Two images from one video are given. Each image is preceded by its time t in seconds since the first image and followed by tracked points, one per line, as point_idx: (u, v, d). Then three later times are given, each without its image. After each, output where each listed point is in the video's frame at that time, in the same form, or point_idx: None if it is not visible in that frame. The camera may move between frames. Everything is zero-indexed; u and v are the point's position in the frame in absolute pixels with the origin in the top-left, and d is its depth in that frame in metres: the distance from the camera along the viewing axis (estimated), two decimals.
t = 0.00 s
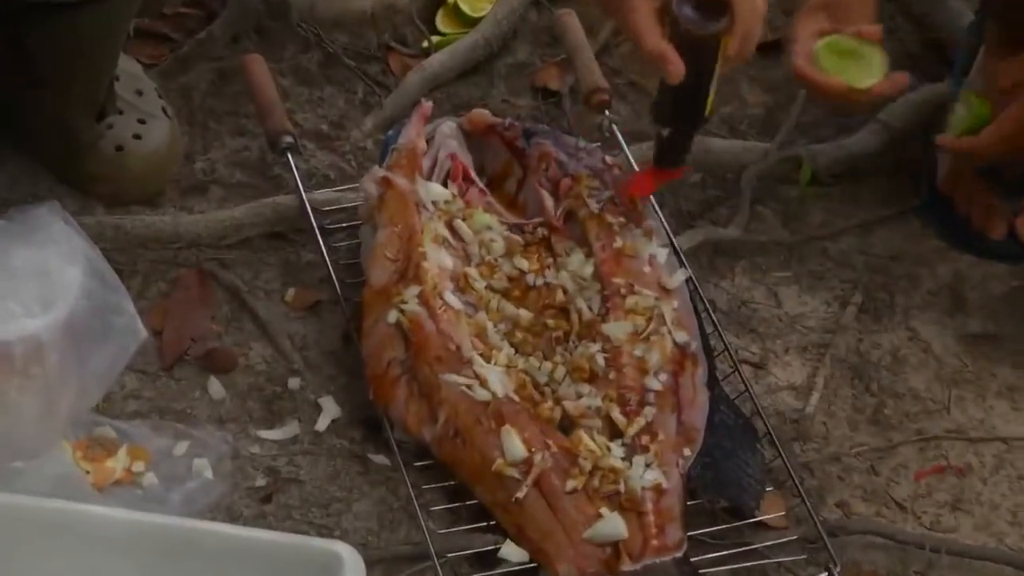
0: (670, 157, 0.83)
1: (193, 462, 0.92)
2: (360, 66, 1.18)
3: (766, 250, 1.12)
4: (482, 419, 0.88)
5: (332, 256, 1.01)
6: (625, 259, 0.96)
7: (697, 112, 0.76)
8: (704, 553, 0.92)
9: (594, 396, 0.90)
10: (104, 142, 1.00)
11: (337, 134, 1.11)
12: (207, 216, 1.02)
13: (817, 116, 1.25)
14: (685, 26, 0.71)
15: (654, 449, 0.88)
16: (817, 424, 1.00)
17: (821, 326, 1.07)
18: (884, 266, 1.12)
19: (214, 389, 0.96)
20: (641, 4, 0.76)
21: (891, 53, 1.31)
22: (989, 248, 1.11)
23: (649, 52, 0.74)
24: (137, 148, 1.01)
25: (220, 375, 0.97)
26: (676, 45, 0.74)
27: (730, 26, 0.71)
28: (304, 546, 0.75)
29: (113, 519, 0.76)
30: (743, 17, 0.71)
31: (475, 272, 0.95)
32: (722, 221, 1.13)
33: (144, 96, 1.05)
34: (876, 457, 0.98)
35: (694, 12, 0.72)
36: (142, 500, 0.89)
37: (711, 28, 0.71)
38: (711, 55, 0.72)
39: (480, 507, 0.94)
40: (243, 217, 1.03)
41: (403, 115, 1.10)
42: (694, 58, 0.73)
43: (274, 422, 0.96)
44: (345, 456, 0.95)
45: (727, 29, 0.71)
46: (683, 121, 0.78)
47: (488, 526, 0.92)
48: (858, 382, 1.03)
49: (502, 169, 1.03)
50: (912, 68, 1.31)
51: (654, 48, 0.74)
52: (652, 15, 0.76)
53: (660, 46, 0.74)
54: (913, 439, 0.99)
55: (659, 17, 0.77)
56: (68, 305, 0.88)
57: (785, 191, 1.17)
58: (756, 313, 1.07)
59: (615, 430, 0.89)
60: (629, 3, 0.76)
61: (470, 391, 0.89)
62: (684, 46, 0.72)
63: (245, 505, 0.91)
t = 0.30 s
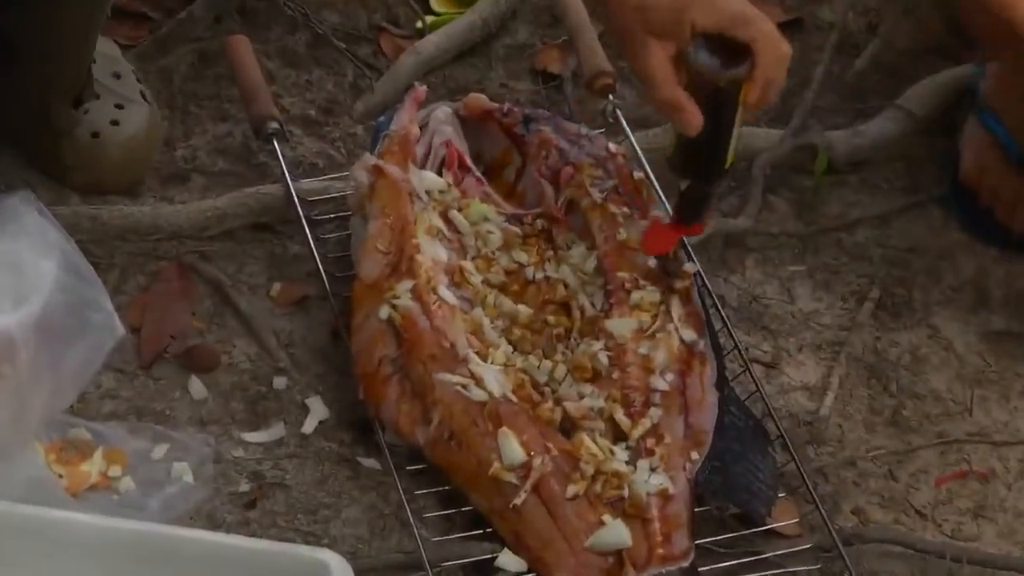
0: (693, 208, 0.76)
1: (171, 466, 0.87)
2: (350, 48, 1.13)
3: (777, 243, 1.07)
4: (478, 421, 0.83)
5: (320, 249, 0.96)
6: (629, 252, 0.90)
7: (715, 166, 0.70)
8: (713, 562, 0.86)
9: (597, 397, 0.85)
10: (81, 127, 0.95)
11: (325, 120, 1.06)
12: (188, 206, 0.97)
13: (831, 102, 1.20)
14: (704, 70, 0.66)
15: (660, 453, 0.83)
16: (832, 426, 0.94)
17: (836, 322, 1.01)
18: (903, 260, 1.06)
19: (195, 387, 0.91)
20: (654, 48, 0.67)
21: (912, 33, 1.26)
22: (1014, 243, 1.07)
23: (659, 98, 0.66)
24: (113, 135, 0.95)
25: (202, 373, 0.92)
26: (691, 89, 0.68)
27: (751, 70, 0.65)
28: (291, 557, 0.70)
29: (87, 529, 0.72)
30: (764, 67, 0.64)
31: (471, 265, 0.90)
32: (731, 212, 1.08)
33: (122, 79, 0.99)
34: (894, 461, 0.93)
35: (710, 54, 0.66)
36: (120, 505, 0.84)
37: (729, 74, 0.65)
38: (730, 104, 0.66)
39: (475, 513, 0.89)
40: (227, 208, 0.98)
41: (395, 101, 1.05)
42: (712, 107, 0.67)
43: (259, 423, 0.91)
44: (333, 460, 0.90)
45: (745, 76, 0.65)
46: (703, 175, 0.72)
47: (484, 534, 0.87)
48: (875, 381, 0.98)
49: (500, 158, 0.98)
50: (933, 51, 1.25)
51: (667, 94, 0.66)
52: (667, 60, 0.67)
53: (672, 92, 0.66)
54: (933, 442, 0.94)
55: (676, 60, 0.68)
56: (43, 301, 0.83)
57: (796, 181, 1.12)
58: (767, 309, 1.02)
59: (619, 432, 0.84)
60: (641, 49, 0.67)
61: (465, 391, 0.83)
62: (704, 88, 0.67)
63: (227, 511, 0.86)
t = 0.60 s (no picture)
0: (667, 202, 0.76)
1: (149, 467, 0.83)
2: (337, 28, 1.09)
3: (789, 233, 1.02)
4: (474, 421, 0.78)
5: (306, 239, 0.92)
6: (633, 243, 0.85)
7: (691, 167, 0.67)
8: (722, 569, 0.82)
9: (600, 395, 0.80)
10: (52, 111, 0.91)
11: (312, 104, 1.02)
12: (167, 194, 0.93)
13: (844, 85, 1.15)
14: (681, 67, 0.60)
15: (666, 454, 0.78)
16: (847, 426, 0.90)
17: (850, 316, 0.97)
18: (922, 251, 1.01)
19: (175, 385, 0.87)
20: (633, 39, 0.66)
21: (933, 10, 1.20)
22: None
23: (640, 92, 0.64)
24: (87, 120, 0.91)
25: (183, 370, 0.88)
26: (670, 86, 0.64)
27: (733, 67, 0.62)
28: (277, 563, 0.64)
29: (61, 533, 0.67)
30: (745, 65, 0.61)
31: (466, 256, 0.85)
32: (740, 201, 1.03)
33: (97, 60, 0.94)
34: (912, 463, 0.88)
35: (690, 45, 0.61)
36: (95, 510, 0.80)
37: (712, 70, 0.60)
38: (713, 102, 0.61)
39: (472, 517, 0.84)
40: (208, 196, 0.93)
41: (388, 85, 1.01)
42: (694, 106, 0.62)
43: (242, 423, 0.86)
44: (320, 461, 0.85)
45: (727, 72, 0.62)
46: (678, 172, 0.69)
47: (481, 540, 0.82)
48: (892, 379, 0.93)
49: (497, 143, 0.93)
50: (952, 30, 1.20)
51: (646, 91, 0.64)
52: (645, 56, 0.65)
53: (651, 89, 0.64)
54: (954, 443, 0.89)
55: (656, 53, 0.66)
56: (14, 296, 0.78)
57: (807, 168, 1.07)
58: (779, 303, 0.97)
59: (623, 433, 0.79)
60: (621, 41, 0.66)
61: (459, 389, 0.79)
62: (681, 84, 0.61)
63: (209, 517, 0.82)
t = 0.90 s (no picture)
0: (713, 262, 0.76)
1: (126, 480, 0.78)
2: (326, 16, 1.05)
3: (801, 231, 0.97)
4: (469, 430, 0.74)
5: (293, 240, 0.89)
6: (638, 243, 0.81)
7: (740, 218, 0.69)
8: None
9: (602, 403, 0.76)
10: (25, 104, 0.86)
11: (299, 96, 0.98)
12: (146, 192, 0.89)
13: (858, 75, 1.10)
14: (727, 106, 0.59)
15: (671, 464, 0.74)
16: (862, 435, 0.85)
17: (865, 318, 0.92)
18: (941, 250, 0.97)
19: (155, 392, 0.83)
20: (679, 79, 0.62)
21: None
22: None
23: (684, 137, 0.61)
24: (63, 113, 0.87)
25: (164, 376, 0.84)
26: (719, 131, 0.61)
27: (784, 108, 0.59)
28: None
29: (32, 550, 0.55)
30: (797, 113, 0.58)
31: (461, 257, 0.81)
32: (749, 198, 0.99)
33: (72, 51, 0.90)
34: (931, 473, 0.84)
35: (739, 92, 0.59)
36: (69, 525, 0.76)
37: (759, 114, 0.58)
38: (761, 147, 0.60)
39: (468, 531, 0.79)
40: (190, 194, 0.89)
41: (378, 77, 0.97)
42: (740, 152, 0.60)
43: (226, 432, 0.82)
44: (308, 472, 0.81)
45: (779, 116, 0.59)
46: (726, 221, 0.70)
47: (476, 556, 0.78)
48: (910, 384, 0.89)
49: (494, 137, 0.88)
50: (974, 18, 1.16)
51: (690, 132, 0.61)
52: (693, 95, 0.62)
53: (696, 130, 0.61)
54: (975, 452, 0.85)
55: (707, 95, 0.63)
56: None
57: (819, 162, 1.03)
58: (790, 305, 0.92)
59: (626, 442, 0.75)
60: (667, 79, 0.63)
61: (454, 397, 0.74)
62: (729, 134, 0.60)
63: (190, 532, 0.77)
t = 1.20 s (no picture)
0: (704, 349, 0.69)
1: (111, 484, 0.75)
2: (321, 4, 1.02)
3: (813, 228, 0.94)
4: (468, 433, 0.70)
5: (286, 235, 0.86)
6: (646, 240, 0.77)
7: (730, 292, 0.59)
8: None
9: (607, 406, 0.73)
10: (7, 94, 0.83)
11: (292, 86, 0.95)
12: (132, 185, 0.86)
13: (874, 65, 1.07)
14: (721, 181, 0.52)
15: (678, 470, 0.70)
16: (878, 440, 0.82)
17: (881, 318, 0.89)
18: (960, 249, 0.94)
19: (141, 394, 0.80)
20: (681, 148, 0.57)
21: None
22: None
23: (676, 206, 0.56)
24: (47, 104, 0.84)
25: (153, 376, 0.80)
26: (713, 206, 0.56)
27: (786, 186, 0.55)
28: None
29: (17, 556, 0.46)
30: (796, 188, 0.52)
31: (460, 253, 0.78)
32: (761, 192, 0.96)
33: (55, 39, 0.88)
34: (949, 480, 0.80)
35: (738, 166, 0.53)
36: (53, 531, 0.72)
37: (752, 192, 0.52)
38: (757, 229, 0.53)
39: (468, 538, 0.75)
40: (179, 188, 0.86)
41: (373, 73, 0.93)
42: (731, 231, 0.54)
43: (215, 435, 0.79)
44: (300, 476, 0.78)
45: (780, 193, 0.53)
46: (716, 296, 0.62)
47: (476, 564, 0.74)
48: (928, 388, 0.85)
49: (495, 130, 0.85)
50: (997, 8, 1.12)
51: (683, 202, 0.56)
52: (692, 167, 0.57)
53: (689, 202, 0.56)
54: (995, 459, 0.82)
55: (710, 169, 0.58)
56: None
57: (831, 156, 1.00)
58: (803, 304, 0.89)
59: (631, 446, 0.72)
60: (666, 147, 0.58)
61: (452, 399, 0.71)
62: (724, 205, 0.52)
63: (178, 537, 0.74)
